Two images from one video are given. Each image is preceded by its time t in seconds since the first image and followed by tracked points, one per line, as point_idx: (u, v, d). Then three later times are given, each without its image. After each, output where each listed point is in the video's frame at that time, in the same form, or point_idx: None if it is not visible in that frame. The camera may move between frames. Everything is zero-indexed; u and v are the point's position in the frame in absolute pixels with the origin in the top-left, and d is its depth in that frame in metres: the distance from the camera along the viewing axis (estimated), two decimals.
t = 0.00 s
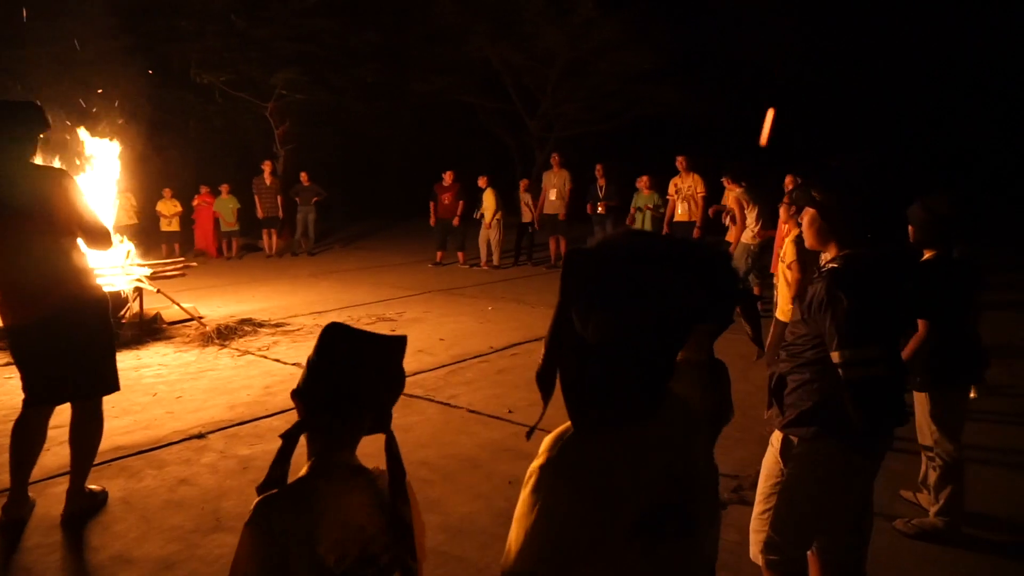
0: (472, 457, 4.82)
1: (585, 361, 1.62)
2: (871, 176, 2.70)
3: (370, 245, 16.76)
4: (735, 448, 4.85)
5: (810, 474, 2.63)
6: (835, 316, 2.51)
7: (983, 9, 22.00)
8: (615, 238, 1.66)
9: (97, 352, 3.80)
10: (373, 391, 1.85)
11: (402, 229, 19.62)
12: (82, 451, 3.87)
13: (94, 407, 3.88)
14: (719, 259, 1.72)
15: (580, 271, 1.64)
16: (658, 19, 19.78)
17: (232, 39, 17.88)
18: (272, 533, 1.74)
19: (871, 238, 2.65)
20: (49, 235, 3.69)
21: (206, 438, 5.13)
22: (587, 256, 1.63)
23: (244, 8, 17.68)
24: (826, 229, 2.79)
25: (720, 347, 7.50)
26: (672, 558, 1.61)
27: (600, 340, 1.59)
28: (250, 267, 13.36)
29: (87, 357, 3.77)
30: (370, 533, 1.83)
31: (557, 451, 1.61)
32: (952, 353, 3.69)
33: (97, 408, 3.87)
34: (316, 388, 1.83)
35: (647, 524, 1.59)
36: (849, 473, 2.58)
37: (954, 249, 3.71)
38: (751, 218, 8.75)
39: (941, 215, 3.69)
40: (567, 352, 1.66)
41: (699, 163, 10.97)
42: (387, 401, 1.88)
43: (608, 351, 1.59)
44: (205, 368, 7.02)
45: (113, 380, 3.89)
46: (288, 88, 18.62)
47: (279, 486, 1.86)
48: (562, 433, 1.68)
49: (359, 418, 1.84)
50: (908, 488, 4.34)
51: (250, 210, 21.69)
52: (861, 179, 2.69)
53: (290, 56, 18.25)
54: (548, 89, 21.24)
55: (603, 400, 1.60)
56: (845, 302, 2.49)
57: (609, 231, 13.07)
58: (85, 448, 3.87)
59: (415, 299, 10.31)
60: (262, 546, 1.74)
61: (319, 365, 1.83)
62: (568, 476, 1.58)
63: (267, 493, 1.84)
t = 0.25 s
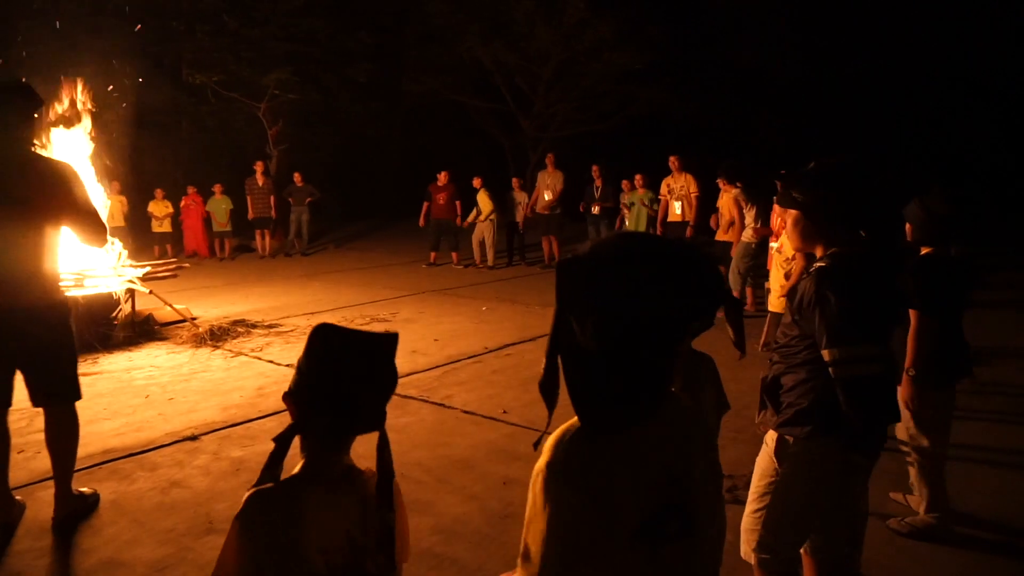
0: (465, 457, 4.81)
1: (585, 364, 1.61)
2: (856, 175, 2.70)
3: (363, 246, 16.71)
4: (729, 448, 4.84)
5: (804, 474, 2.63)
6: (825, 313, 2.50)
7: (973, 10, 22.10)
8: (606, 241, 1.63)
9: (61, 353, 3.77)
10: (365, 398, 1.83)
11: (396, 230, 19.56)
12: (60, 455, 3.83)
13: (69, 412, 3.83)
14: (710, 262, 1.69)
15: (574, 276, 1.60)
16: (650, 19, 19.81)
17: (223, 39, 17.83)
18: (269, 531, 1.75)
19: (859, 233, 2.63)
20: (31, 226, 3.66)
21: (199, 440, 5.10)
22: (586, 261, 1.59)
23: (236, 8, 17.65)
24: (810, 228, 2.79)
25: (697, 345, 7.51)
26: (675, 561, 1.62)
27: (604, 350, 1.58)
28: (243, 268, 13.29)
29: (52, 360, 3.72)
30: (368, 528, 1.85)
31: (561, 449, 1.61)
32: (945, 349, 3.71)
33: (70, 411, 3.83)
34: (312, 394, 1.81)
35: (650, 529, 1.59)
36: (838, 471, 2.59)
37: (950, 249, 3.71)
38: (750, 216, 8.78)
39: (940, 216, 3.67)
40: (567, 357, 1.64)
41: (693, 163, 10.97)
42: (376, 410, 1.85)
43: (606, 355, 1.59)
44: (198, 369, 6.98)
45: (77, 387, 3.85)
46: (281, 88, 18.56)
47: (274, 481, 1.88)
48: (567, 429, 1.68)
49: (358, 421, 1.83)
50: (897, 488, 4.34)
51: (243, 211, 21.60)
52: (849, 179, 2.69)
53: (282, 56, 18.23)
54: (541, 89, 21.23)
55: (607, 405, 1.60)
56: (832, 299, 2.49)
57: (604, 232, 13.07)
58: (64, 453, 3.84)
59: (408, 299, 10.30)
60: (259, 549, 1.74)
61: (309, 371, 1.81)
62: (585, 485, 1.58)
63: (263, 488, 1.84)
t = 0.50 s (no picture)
0: (462, 456, 4.82)
1: (591, 369, 1.60)
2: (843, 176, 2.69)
3: (360, 245, 16.70)
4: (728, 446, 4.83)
5: (798, 475, 2.59)
6: (812, 312, 2.56)
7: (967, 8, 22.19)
8: (622, 240, 1.64)
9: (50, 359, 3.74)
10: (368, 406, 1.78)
11: (393, 229, 19.53)
12: (58, 455, 3.82)
13: (60, 412, 3.82)
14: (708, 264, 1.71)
15: (587, 271, 1.62)
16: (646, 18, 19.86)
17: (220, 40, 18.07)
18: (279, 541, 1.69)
19: (842, 232, 2.67)
20: (21, 231, 3.67)
21: (197, 440, 5.09)
22: (594, 260, 1.61)
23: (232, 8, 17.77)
24: (798, 230, 2.76)
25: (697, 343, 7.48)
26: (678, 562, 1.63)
27: (611, 353, 1.58)
28: (240, 268, 13.26)
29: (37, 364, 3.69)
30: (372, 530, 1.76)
31: (560, 435, 1.56)
32: (941, 350, 3.79)
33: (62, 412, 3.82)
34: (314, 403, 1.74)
35: (647, 533, 1.60)
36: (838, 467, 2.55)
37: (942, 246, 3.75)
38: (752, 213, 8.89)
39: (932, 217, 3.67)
40: (578, 364, 1.62)
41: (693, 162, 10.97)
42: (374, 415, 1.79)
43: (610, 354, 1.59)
44: (196, 369, 6.96)
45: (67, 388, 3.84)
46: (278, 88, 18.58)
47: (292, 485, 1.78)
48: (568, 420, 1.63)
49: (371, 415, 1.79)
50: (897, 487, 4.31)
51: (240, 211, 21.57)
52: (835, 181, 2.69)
53: (279, 56, 18.40)
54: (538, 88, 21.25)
55: (603, 399, 1.58)
56: (817, 299, 2.54)
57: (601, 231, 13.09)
58: (58, 454, 3.82)
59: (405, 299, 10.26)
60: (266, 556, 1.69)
61: (298, 379, 1.75)
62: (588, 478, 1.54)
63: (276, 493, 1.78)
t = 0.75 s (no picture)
0: (465, 454, 4.81)
1: (602, 365, 1.60)
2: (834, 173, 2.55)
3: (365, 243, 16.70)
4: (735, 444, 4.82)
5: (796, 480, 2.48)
6: (805, 311, 2.43)
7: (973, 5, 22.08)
8: (637, 241, 1.64)
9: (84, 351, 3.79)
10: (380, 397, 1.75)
11: (398, 227, 19.54)
12: (69, 453, 3.84)
13: (74, 410, 3.84)
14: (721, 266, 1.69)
15: (604, 266, 1.62)
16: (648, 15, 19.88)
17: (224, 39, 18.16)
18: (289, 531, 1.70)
19: (836, 229, 2.52)
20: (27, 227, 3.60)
21: (203, 438, 5.10)
22: (613, 254, 1.62)
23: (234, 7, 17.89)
24: (793, 228, 2.58)
25: (711, 344, 7.43)
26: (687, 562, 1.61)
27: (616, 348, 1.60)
28: (246, 266, 13.27)
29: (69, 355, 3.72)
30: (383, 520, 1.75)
31: (569, 436, 1.57)
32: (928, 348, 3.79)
33: (84, 408, 3.85)
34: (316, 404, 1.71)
35: (645, 534, 1.58)
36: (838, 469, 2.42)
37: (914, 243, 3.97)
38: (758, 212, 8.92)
39: (918, 217, 3.94)
40: (585, 351, 1.62)
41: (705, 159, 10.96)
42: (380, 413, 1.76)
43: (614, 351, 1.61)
44: (202, 366, 6.98)
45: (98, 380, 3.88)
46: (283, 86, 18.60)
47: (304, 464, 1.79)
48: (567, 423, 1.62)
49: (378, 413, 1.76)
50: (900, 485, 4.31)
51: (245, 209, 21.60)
52: (827, 178, 2.53)
53: (281, 55, 18.54)
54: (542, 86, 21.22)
55: (608, 394, 1.58)
56: (810, 300, 2.41)
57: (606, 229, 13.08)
58: (67, 452, 3.85)
59: (408, 297, 10.23)
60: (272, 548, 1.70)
61: (299, 374, 1.72)
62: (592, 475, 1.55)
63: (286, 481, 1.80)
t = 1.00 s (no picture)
0: (478, 454, 4.80)
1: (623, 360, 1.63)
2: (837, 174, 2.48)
3: (377, 241, 16.76)
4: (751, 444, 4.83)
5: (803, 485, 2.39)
6: (801, 309, 2.40)
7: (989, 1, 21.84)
8: (635, 244, 1.67)
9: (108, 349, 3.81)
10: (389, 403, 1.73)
11: (409, 225, 19.58)
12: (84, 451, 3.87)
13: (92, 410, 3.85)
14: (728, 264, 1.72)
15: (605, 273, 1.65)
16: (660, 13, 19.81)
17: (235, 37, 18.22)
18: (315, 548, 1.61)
19: (837, 230, 2.47)
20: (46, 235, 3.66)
21: (215, 435, 5.13)
22: (612, 261, 1.65)
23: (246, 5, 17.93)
24: (795, 229, 2.53)
25: (722, 339, 7.44)
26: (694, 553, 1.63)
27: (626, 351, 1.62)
28: (258, 264, 13.34)
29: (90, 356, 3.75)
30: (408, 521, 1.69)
31: (588, 434, 1.57)
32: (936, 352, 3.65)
33: (106, 404, 3.87)
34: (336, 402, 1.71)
35: (663, 519, 1.59)
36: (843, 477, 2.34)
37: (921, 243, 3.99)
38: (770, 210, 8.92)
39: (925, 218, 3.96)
40: (599, 368, 1.66)
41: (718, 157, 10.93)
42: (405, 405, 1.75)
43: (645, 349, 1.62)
44: (215, 363, 7.03)
45: (121, 377, 3.88)
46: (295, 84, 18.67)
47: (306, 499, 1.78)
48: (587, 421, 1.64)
49: (395, 412, 1.73)
50: (911, 482, 4.31)
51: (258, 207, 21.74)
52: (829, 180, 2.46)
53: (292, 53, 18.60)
54: (552, 84, 21.19)
55: (625, 393, 1.62)
56: (805, 296, 2.39)
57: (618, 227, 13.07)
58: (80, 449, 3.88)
59: (419, 295, 10.28)
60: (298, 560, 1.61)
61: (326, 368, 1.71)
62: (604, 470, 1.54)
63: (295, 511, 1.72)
